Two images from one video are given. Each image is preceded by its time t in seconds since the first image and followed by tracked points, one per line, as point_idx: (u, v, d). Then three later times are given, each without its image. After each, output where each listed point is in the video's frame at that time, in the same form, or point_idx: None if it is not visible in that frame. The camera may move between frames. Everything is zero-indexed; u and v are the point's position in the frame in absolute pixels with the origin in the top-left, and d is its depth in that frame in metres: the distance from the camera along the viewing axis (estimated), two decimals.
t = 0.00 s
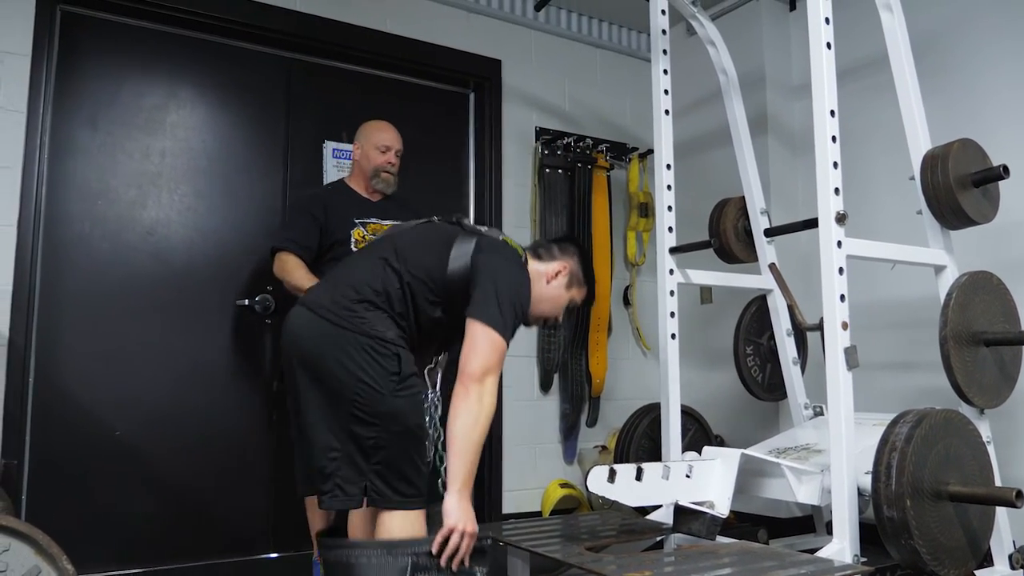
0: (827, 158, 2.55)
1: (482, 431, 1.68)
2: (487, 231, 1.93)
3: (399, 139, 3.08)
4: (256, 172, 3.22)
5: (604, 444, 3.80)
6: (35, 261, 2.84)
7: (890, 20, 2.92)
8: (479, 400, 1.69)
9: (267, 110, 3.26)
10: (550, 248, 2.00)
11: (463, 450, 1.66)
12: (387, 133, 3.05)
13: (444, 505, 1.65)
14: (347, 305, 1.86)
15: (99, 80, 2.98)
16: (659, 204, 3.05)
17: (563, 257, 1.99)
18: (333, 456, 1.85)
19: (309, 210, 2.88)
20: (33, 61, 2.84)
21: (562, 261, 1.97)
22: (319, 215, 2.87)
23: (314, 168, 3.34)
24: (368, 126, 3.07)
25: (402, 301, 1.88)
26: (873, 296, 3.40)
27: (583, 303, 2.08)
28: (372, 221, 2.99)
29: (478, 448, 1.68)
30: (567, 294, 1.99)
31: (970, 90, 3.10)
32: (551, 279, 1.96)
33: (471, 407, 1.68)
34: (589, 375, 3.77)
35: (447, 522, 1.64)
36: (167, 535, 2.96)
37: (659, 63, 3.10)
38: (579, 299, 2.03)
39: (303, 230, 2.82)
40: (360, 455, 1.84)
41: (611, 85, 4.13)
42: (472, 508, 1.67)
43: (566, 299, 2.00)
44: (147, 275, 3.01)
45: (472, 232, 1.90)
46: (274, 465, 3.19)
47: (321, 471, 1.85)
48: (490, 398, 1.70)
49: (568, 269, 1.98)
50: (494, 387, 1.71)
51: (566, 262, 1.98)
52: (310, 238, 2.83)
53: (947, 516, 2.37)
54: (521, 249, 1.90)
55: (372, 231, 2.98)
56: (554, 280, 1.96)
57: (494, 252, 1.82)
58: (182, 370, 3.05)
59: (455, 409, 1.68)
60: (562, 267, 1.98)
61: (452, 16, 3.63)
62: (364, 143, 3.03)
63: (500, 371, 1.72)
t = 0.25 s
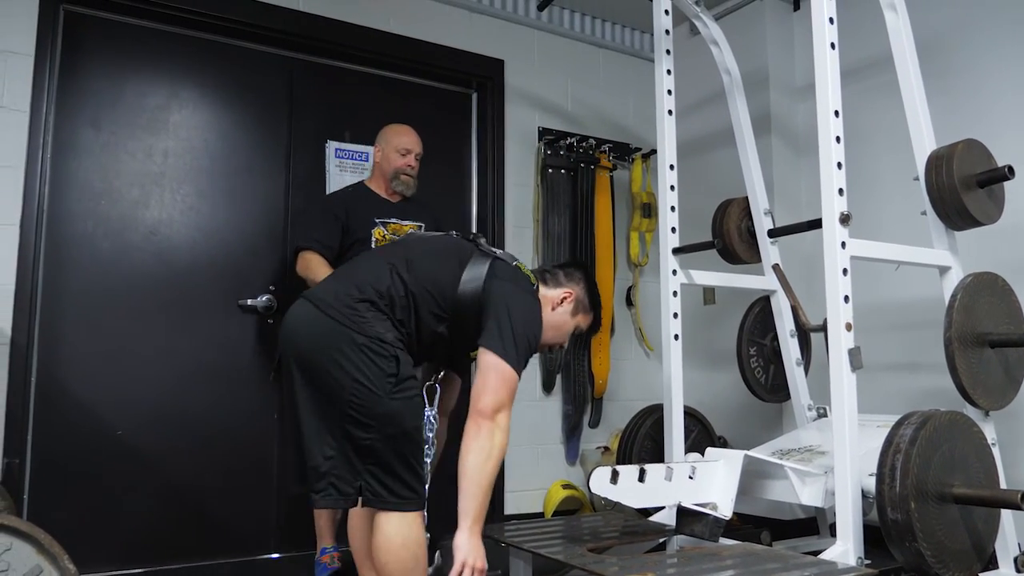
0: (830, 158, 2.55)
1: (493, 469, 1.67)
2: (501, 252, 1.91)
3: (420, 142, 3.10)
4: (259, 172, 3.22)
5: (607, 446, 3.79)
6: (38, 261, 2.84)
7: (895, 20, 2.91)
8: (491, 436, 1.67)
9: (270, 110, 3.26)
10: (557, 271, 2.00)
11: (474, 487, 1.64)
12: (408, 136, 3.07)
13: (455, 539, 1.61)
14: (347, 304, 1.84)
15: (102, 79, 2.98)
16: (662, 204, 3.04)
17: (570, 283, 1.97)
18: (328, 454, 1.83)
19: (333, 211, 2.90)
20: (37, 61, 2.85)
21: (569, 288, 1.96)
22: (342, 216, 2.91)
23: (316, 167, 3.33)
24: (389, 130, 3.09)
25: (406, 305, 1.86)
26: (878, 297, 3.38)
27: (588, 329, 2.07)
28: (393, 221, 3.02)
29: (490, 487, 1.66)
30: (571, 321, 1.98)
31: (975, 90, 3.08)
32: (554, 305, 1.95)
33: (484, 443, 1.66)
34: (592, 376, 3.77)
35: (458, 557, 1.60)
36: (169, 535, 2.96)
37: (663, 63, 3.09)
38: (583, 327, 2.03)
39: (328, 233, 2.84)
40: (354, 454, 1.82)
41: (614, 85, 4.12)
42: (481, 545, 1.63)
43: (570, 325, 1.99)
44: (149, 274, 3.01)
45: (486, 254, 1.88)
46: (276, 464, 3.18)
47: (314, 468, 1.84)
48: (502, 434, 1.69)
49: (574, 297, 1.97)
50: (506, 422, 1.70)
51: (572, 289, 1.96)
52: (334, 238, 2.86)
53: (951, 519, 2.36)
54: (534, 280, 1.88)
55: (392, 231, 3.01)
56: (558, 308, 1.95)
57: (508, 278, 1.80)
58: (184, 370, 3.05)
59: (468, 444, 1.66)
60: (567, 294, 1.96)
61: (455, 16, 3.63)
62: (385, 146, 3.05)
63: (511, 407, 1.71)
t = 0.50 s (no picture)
0: (836, 157, 2.52)
1: (508, 459, 1.61)
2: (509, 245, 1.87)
3: (434, 144, 3.07)
4: (259, 171, 3.19)
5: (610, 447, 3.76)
6: (36, 261, 2.82)
7: (902, 17, 2.87)
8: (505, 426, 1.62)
9: (270, 109, 3.23)
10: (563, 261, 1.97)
11: (489, 477, 1.58)
12: (422, 137, 3.05)
13: (470, 531, 1.56)
14: (351, 302, 1.81)
15: (100, 77, 2.95)
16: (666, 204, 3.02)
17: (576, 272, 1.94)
18: (328, 456, 1.80)
19: (345, 210, 2.89)
20: (34, 59, 2.82)
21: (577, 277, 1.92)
22: (354, 215, 2.89)
23: (317, 167, 3.30)
24: (404, 132, 3.07)
25: (410, 305, 1.82)
26: (884, 297, 3.34)
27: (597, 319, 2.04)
28: (405, 223, 2.98)
29: (505, 477, 1.60)
30: (579, 311, 1.95)
31: (983, 87, 3.05)
32: (561, 293, 1.93)
33: (497, 433, 1.61)
34: (595, 377, 3.74)
35: (473, 549, 1.55)
36: (168, 537, 2.93)
37: (667, 61, 3.06)
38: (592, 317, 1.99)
39: (339, 235, 2.83)
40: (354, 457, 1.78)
41: (617, 83, 4.08)
42: (496, 536, 1.58)
43: (577, 315, 1.96)
44: (148, 274, 2.99)
45: (493, 248, 1.85)
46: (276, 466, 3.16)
47: (314, 470, 1.81)
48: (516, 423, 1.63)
49: (581, 284, 1.94)
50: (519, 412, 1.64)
51: (579, 277, 1.94)
52: (346, 239, 2.85)
53: (959, 522, 2.32)
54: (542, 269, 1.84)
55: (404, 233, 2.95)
56: (564, 297, 1.93)
57: (515, 271, 1.77)
58: (184, 371, 3.02)
59: (481, 435, 1.60)
60: (574, 282, 1.93)
61: (457, 14, 3.60)
62: (400, 148, 3.03)
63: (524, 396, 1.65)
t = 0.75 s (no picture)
0: (838, 157, 2.52)
1: (500, 430, 1.59)
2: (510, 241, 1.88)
3: (439, 145, 3.05)
4: (259, 171, 3.18)
5: (611, 448, 3.74)
6: (35, 262, 2.81)
7: (904, 18, 2.87)
8: (497, 396, 1.59)
9: (270, 109, 3.22)
10: (566, 258, 1.97)
11: (480, 446, 1.58)
12: (425, 138, 3.03)
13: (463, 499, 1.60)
14: (358, 302, 1.80)
15: (100, 78, 2.94)
16: (667, 205, 3.01)
17: (579, 269, 1.94)
18: (335, 458, 1.79)
19: (344, 210, 2.90)
20: (34, 59, 2.82)
21: (578, 271, 1.93)
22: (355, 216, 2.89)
23: (317, 167, 3.29)
24: (408, 131, 3.05)
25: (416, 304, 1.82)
26: (885, 298, 3.34)
27: (598, 317, 2.03)
28: (407, 225, 2.98)
29: (496, 447, 1.59)
30: (582, 307, 1.94)
31: (984, 87, 3.04)
32: (565, 291, 1.92)
33: (487, 403, 1.58)
34: (596, 378, 3.72)
35: (466, 517, 1.59)
36: (168, 538, 2.92)
37: (668, 61, 3.06)
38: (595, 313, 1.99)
39: (337, 233, 2.84)
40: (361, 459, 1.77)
41: (618, 83, 4.08)
42: (491, 503, 1.61)
43: (581, 312, 1.95)
44: (148, 275, 2.98)
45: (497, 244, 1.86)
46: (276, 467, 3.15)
47: (320, 472, 1.79)
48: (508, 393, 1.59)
49: (583, 281, 1.93)
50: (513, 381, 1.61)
51: (581, 274, 1.93)
52: (345, 240, 2.85)
53: (962, 523, 2.31)
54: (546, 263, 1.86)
55: (404, 234, 2.95)
56: (567, 294, 1.91)
57: (521, 265, 1.78)
58: (184, 372, 3.01)
59: (471, 404, 1.59)
60: (577, 279, 1.93)
61: (457, 14, 3.59)
62: (403, 148, 3.02)
63: (520, 365, 1.63)
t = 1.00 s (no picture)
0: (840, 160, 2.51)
1: (505, 373, 1.65)
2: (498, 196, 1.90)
3: (426, 144, 3.01)
4: (257, 174, 3.16)
5: (612, 453, 3.72)
6: (31, 265, 2.79)
7: (905, 19, 2.85)
8: (501, 342, 1.64)
9: (269, 111, 3.20)
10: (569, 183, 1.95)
11: (486, 389, 1.64)
12: (412, 137, 2.99)
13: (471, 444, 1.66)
14: (375, 307, 1.77)
15: (98, 80, 2.93)
16: (667, 208, 3.00)
17: (582, 196, 1.92)
18: (358, 470, 1.73)
19: (334, 212, 2.88)
20: (31, 62, 2.80)
21: (581, 197, 1.91)
22: (341, 219, 2.88)
23: (315, 170, 3.28)
24: (394, 131, 3.01)
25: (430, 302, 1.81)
26: (887, 301, 3.31)
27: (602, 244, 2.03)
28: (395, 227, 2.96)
29: (503, 390, 1.65)
30: (585, 238, 1.93)
31: (987, 90, 3.03)
32: (568, 221, 1.91)
33: (492, 348, 1.64)
34: (597, 383, 3.70)
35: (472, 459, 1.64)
36: (164, 545, 2.89)
37: (668, 63, 3.04)
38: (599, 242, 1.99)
39: (327, 236, 2.83)
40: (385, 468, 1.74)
41: (618, 86, 4.06)
42: (496, 447, 1.67)
43: (585, 242, 1.95)
44: (145, 279, 2.96)
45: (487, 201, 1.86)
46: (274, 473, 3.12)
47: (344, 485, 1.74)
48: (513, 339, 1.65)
49: (585, 211, 1.92)
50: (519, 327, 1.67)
51: (583, 203, 1.91)
52: (336, 242, 2.84)
53: (965, 529, 2.29)
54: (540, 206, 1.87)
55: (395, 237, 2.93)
56: (570, 224, 1.91)
57: (517, 215, 1.79)
58: (181, 376, 2.99)
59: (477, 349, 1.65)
60: (579, 209, 1.91)
61: (457, 16, 3.58)
62: (389, 148, 2.98)
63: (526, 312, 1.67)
